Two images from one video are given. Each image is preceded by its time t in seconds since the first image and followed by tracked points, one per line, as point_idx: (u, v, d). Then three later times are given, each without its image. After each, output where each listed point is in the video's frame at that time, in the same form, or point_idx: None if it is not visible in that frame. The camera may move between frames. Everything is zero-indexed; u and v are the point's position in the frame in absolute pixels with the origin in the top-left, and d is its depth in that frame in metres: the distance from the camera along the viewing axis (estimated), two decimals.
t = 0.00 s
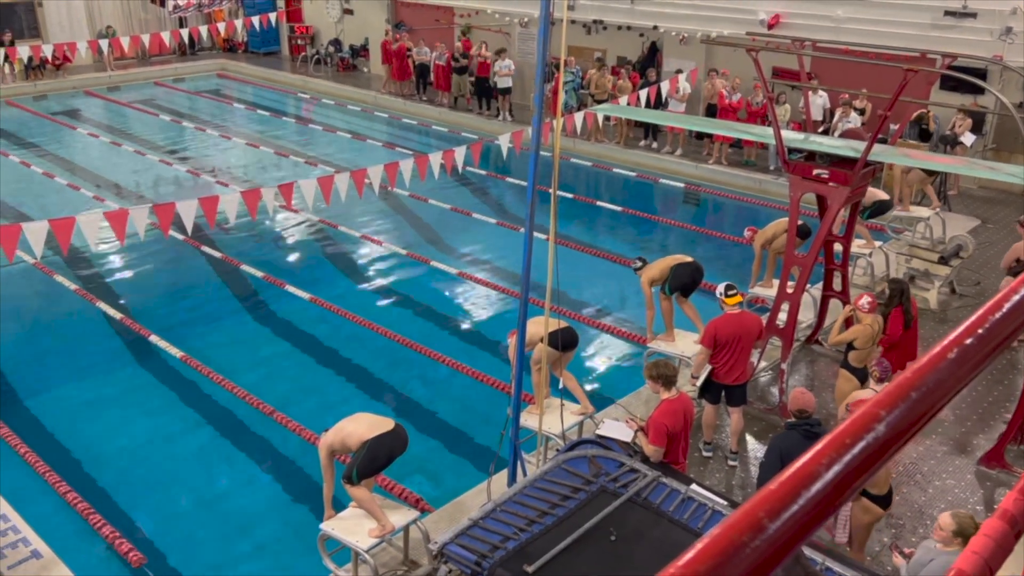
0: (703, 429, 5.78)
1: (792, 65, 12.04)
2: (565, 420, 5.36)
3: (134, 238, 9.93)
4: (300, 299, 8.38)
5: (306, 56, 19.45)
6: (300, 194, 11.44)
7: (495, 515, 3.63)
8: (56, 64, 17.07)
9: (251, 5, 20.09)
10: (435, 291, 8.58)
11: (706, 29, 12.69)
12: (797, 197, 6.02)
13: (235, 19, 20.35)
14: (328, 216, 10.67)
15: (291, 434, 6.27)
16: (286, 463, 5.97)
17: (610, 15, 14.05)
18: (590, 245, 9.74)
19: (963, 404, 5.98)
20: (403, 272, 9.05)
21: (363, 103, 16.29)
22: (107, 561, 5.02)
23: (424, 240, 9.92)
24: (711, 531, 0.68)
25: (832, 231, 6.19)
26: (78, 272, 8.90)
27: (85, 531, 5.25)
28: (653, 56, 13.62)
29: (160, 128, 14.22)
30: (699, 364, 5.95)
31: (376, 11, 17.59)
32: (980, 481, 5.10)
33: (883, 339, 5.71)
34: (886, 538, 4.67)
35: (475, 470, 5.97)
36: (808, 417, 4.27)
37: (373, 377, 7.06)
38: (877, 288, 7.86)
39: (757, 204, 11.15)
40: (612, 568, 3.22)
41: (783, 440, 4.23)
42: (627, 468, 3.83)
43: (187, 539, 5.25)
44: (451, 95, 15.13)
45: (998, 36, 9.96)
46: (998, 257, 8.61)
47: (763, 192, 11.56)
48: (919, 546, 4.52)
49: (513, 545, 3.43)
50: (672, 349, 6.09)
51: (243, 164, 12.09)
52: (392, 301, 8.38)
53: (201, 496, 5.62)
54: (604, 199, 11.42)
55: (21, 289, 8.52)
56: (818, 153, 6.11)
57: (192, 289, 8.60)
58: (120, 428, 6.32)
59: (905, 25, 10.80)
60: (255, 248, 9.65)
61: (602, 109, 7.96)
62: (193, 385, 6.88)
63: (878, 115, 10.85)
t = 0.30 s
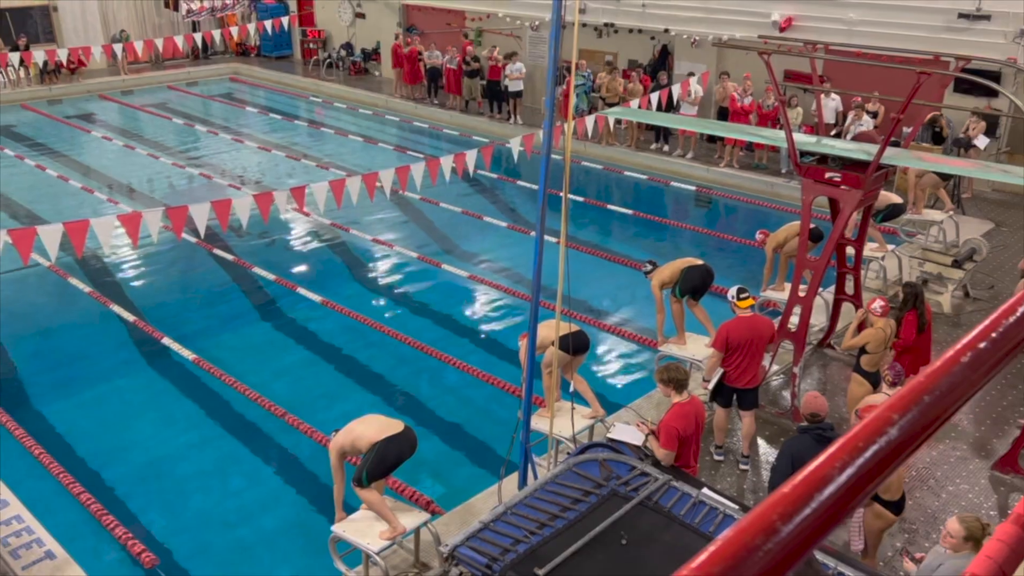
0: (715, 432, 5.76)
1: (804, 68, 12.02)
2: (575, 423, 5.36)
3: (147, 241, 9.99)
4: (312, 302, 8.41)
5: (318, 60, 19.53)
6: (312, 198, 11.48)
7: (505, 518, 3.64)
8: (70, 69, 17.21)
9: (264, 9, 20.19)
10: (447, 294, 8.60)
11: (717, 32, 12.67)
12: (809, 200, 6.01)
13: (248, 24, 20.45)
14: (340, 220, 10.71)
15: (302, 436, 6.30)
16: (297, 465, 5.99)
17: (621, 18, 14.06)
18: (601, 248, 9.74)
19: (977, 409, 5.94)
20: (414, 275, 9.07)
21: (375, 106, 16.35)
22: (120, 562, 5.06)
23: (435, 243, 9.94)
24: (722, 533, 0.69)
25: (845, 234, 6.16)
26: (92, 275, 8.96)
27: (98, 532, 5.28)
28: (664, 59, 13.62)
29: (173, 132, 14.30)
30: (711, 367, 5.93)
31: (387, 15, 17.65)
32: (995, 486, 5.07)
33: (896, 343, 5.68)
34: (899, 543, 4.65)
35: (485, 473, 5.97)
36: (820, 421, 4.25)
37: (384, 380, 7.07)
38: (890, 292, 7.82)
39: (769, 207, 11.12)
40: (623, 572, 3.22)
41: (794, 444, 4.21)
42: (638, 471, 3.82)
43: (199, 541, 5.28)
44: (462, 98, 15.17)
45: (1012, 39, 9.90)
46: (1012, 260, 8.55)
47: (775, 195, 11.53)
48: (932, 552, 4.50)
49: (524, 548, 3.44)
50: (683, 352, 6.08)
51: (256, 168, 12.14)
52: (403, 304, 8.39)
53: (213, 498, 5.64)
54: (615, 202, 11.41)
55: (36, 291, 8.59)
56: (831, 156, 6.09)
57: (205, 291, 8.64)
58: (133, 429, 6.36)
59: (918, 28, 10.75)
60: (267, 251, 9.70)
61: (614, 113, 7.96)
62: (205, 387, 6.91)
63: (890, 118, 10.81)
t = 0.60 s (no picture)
0: (727, 436, 5.75)
1: (817, 70, 11.97)
2: (587, 427, 5.35)
3: (161, 244, 10.05)
4: (324, 304, 8.44)
5: (331, 63, 19.59)
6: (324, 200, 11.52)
7: (516, 521, 3.64)
8: (85, 72, 17.33)
9: (277, 12, 20.28)
10: (458, 297, 8.60)
11: (729, 34, 12.64)
12: (823, 204, 5.97)
13: (261, 26, 20.52)
14: (352, 222, 10.74)
15: (314, 438, 6.32)
16: (309, 467, 6.01)
17: (634, 21, 14.00)
18: (613, 251, 9.73)
19: (992, 414, 5.90)
20: (426, 277, 9.08)
21: (387, 109, 16.39)
22: (133, 562, 5.09)
23: (447, 246, 9.95)
24: (737, 536, 0.69)
25: (858, 238, 6.13)
26: (106, 277, 9.02)
27: (111, 532, 5.32)
28: (676, 62, 13.61)
29: (187, 134, 14.38)
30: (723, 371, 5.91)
31: (399, 17, 17.68)
32: (1010, 492, 5.03)
33: (910, 347, 5.64)
34: (912, 549, 4.62)
35: (496, 476, 5.97)
36: (833, 425, 4.23)
37: (395, 382, 7.09)
38: (903, 296, 7.77)
39: (781, 210, 11.08)
40: None
41: (807, 448, 4.19)
42: (649, 475, 3.81)
43: (210, 541, 5.30)
44: (474, 101, 15.19)
45: None
46: None
47: (788, 199, 11.47)
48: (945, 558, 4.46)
49: (535, 551, 3.43)
50: (696, 356, 6.06)
51: (268, 170, 12.19)
52: (415, 307, 8.39)
53: (225, 499, 5.67)
54: (627, 205, 11.39)
55: (50, 292, 8.65)
56: (844, 159, 6.06)
57: (217, 293, 8.69)
58: (146, 430, 6.39)
59: (932, 30, 10.68)
60: (279, 254, 9.73)
61: (626, 115, 7.95)
62: (217, 389, 6.94)
63: (904, 121, 10.75)
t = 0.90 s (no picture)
0: (739, 442, 5.73)
1: (830, 75, 11.93)
2: (598, 431, 5.34)
3: (174, 247, 10.11)
4: (336, 307, 8.47)
5: (344, 67, 19.67)
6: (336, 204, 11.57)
7: (527, 525, 3.63)
8: (100, 76, 17.46)
9: (290, 17, 20.39)
10: (469, 301, 8.62)
11: (741, 38, 12.63)
12: (835, 209, 5.95)
13: (275, 31, 20.62)
14: (364, 226, 10.77)
15: (325, 441, 6.34)
16: (320, 469, 6.03)
17: (646, 25, 14.03)
18: (624, 255, 9.71)
19: (1006, 421, 5.85)
20: (438, 281, 9.10)
21: (399, 113, 16.44)
22: (144, 563, 5.12)
23: (459, 250, 9.97)
24: (749, 541, 0.69)
25: (872, 242, 6.10)
26: (120, 279, 9.08)
27: (124, 534, 5.34)
28: (689, 66, 13.65)
29: (200, 138, 14.47)
30: (734, 375, 5.90)
31: (412, 21, 17.74)
32: None
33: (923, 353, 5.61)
34: (926, 556, 4.59)
35: (507, 479, 5.97)
36: (846, 432, 4.21)
37: (406, 385, 7.10)
38: (917, 301, 7.72)
39: (795, 215, 11.04)
40: None
41: (819, 453, 4.17)
42: (661, 480, 3.80)
43: (222, 542, 5.32)
44: (486, 105, 15.23)
45: None
46: None
47: (801, 203, 11.43)
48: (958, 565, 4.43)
49: (545, 555, 3.43)
50: (707, 361, 6.04)
51: (281, 174, 12.25)
52: (427, 310, 8.41)
53: (236, 501, 5.69)
54: (639, 209, 11.39)
55: (65, 295, 8.71)
56: (858, 164, 6.03)
57: (230, 296, 8.73)
58: (159, 432, 6.43)
59: (947, 34, 10.63)
60: (292, 257, 9.78)
61: (638, 119, 7.94)
62: (229, 391, 6.98)
63: (918, 126, 10.69)
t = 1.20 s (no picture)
0: (751, 449, 5.70)
1: (844, 81, 11.90)
2: (610, 437, 5.33)
3: (189, 251, 10.16)
4: (348, 312, 8.50)
5: (358, 73, 19.75)
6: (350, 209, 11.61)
7: (538, 532, 3.62)
8: (117, 81, 17.62)
9: (306, 23, 20.53)
10: (482, 306, 8.62)
11: (756, 45, 12.64)
12: (850, 216, 5.92)
13: (290, 36, 20.74)
14: (377, 231, 10.81)
15: (337, 445, 6.35)
16: (332, 473, 6.05)
17: (660, 32, 14.08)
18: (637, 262, 9.70)
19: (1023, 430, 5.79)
20: (451, 286, 9.11)
21: (413, 119, 16.50)
22: (157, 566, 5.14)
23: (471, 255, 9.98)
24: (760, 550, 0.69)
25: (887, 250, 6.06)
26: (134, 283, 9.14)
27: (137, 536, 5.37)
28: (703, 73, 13.65)
29: (215, 143, 14.56)
30: (747, 383, 5.88)
31: (427, 28, 17.82)
32: None
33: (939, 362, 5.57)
34: (941, 566, 4.54)
35: (519, 485, 5.96)
36: (861, 440, 4.18)
37: (418, 390, 7.11)
38: (932, 309, 7.67)
39: (809, 222, 10.99)
40: None
41: (833, 460, 4.14)
42: (673, 487, 3.79)
43: (234, 546, 5.34)
44: (499, 111, 15.26)
45: None
46: None
47: (815, 210, 11.37)
48: None
49: (557, 561, 3.42)
50: (720, 368, 6.02)
51: (295, 179, 12.31)
52: (439, 315, 8.42)
53: (249, 505, 5.71)
54: (652, 215, 11.37)
55: (80, 298, 8.77)
56: (873, 171, 6.00)
57: (244, 300, 8.78)
58: (172, 435, 6.47)
59: (963, 41, 10.56)
60: (305, 261, 9.82)
61: (651, 126, 7.93)
62: (243, 395, 7.00)
63: (933, 133, 10.63)
